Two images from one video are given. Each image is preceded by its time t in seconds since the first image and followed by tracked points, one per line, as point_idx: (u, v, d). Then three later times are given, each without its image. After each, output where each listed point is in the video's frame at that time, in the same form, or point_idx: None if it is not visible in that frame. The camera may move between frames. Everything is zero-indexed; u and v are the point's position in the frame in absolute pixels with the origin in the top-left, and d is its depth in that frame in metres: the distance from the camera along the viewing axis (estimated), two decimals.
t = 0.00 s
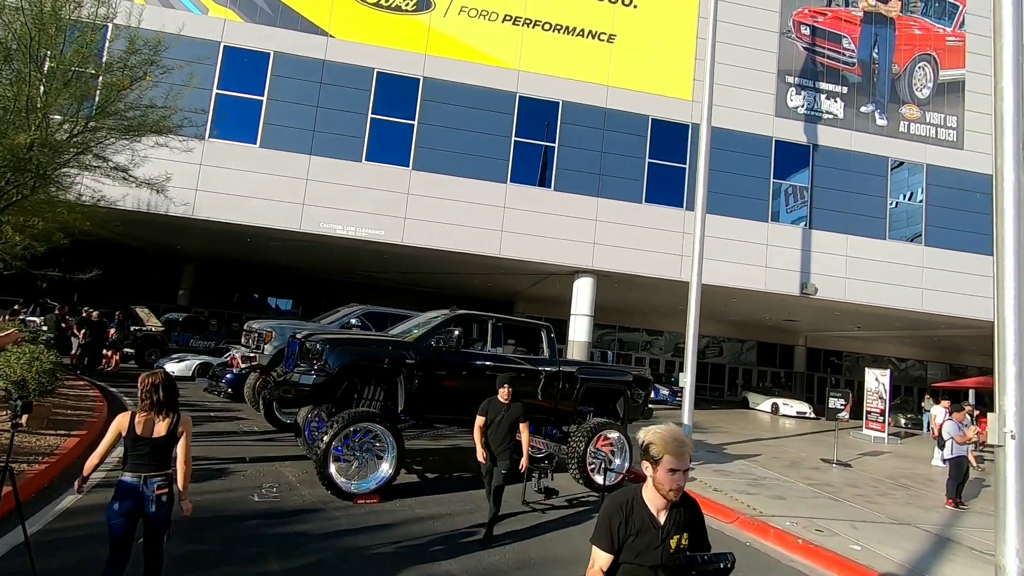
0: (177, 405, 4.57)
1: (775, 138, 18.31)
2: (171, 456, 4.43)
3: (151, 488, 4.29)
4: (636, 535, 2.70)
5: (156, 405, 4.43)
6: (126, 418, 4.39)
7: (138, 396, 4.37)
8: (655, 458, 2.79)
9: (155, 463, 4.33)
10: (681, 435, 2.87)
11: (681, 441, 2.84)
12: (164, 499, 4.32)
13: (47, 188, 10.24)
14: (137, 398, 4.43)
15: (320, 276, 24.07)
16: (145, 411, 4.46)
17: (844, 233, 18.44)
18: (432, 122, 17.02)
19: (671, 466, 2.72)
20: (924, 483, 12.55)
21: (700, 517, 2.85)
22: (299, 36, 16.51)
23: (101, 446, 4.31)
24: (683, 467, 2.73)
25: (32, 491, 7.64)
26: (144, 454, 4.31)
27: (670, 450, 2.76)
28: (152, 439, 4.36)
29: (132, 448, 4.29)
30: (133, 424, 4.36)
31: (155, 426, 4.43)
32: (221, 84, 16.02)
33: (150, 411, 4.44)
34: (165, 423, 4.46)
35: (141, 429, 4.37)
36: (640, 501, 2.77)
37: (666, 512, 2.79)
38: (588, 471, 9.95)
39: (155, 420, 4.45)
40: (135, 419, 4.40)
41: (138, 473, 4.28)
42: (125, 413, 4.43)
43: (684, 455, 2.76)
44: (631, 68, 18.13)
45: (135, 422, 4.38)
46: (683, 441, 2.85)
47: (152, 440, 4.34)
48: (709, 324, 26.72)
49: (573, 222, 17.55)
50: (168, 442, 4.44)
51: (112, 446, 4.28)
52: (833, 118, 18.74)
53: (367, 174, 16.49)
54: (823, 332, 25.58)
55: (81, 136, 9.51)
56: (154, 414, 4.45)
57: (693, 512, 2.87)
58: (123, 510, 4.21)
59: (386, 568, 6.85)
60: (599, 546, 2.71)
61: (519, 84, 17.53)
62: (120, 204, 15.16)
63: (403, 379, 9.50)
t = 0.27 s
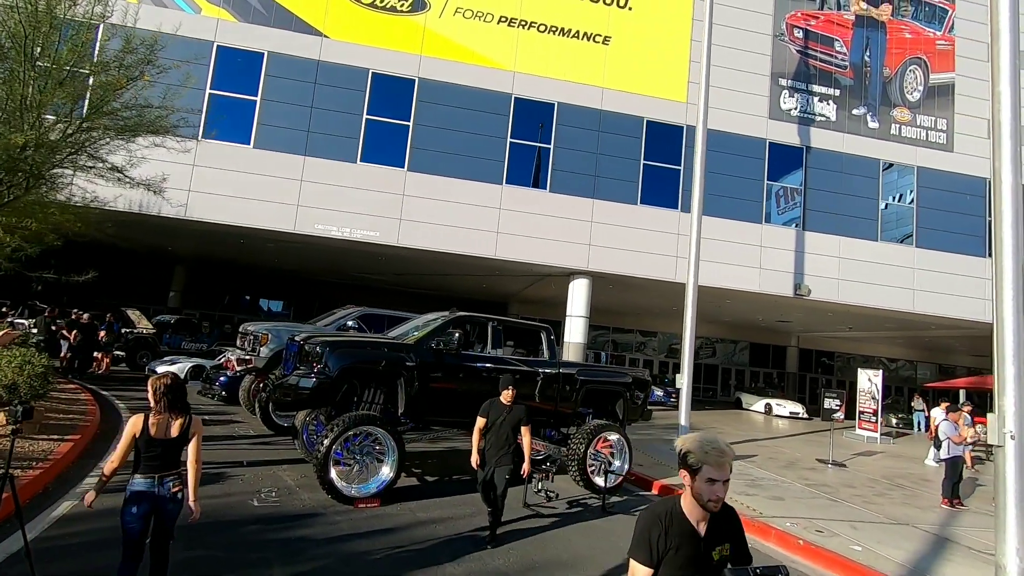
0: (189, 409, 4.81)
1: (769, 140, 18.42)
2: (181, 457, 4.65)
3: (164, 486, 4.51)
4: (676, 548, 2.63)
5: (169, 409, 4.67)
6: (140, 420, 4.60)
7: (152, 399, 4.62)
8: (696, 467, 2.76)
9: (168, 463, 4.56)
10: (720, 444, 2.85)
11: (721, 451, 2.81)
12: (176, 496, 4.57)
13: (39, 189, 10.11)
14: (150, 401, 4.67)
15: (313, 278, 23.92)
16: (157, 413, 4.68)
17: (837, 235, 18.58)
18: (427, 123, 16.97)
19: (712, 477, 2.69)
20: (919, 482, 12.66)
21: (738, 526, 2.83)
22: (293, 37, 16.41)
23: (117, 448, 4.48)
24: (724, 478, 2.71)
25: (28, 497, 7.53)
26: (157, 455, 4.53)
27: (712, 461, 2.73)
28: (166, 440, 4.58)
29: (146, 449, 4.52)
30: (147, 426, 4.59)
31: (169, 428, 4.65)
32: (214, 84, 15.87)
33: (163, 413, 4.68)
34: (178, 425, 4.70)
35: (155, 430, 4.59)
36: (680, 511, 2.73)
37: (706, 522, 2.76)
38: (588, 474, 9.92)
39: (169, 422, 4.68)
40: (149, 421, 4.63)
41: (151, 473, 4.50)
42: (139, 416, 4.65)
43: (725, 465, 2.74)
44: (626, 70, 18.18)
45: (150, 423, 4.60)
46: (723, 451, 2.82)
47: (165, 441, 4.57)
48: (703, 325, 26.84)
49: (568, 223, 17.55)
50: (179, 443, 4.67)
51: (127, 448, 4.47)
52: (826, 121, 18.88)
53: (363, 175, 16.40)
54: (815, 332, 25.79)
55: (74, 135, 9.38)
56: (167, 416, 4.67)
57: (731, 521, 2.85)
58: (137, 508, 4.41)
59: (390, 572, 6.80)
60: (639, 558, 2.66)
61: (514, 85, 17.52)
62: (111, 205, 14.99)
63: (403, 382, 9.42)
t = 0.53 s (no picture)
0: (194, 410, 4.92)
1: (762, 140, 18.51)
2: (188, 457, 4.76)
3: (173, 486, 4.61)
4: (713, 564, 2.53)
5: (178, 410, 4.76)
6: (150, 421, 4.67)
7: (161, 400, 4.67)
8: (731, 482, 2.67)
9: (178, 463, 4.67)
10: (758, 459, 2.75)
11: (760, 465, 2.71)
12: (186, 496, 4.70)
13: (33, 189, 9.95)
14: (158, 402, 4.71)
15: (306, 278, 23.79)
16: (166, 415, 4.76)
17: (830, 235, 18.71)
18: (422, 123, 16.90)
19: (748, 489, 2.60)
20: (914, 481, 12.77)
21: (783, 545, 2.70)
22: (287, 36, 16.30)
23: (130, 449, 4.51)
24: (764, 492, 2.60)
25: (24, 504, 7.41)
26: (168, 455, 4.62)
27: (750, 473, 2.63)
28: (177, 441, 4.70)
29: (158, 449, 4.58)
30: (156, 427, 4.64)
31: (179, 429, 4.76)
32: (207, 84, 15.73)
33: (173, 414, 4.76)
34: (187, 425, 4.80)
35: (168, 430, 4.68)
36: (719, 527, 2.64)
37: (747, 539, 2.64)
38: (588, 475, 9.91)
39: (178, 424, 4.78)
40: (159, 423, 4.70)
41: (160, 473, 4.58)
42: (147, 417, 4.68)
43: (766, 479, 2.64)
44: (620, 70, 18.21)
45: (162, 425, 4.69)
46: (763, 465, 2.72)
47: (177, 441, 4.67)
48: (696, 324, 26.98)
49: (564, 223, 17.55)
50: (187, 443, 4.79)
51: (141, 448, 4.53)
52: (819, 121, 19.01)
53: (357, 175, 16.32)
54: (807, 332, 26.00)
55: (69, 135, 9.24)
56: (177, 417, 4.77)
57: (774, 540, 2.72)
58: (148, 507, 4.48)
59: None
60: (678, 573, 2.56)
61: (509, 86, 17.49)
62: (103, 205, 14.80)
63: (404, 384, 9.37)
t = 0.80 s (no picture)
0: (196, 410, 4.87)
1: (757, 139, 18.56)
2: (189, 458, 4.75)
3: (177, 489, 4.61)
4: None
5: (183, 412, 4.70)
6: (155, 422, 4.60)
7: (166, 401, 4.60)
8: (771, 496, 2.61)
9: (182, 466, 4.66)
10: (797, 470, 2.67)
11: (801, 476, 2.62)
12: (189, 499, 4.72)
13: (26, 187, 9.81)
14: (161, 403, 4.62)
15: (299, 277, 23.66)
16: (171, 416, 4.69)
17: (824, 233, 18.81)
18: (417, 121, 16.82)
19: (784, 506, 2.53)
20: (910, 479, 12.87)
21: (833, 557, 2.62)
22: (281, 33, 16.17)
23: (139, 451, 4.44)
24: (802, 507, 2.52)
25: (20, 508, 7.30)
26: (173, 459, 4.61)
27: (788, 486, 2.55)
28: (183, 443, 4.68)
29: (164, 453, 4.55)
30: (161, 429, 4.59)
31: (183, 431, 4.73)
32: (200, 81, 15.57)
33: (177, 416, 4.71)
34: (190, 427, 4.77)
35: (175, 433, 4.64)
36: (762, 541, 2.61)
37: (795, 556, 2.59)
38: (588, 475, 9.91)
39: (182, 425, 4.74)
40: (163, 424, 4.64)
41: (165, 478, 4.56)
42: (150, 418, 4.61)
43: (807, 492, 2.55)
44: (616, 69, 18.20)
45: (168, 426, 4.63)
46: (804, 475, 2.63)
47: (182, 445, 4.65)
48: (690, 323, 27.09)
49: (560, 222, 17.54)
50: (189, 445, 4.77)
51: (148, 451, 4.47)
52: (813, 121, 19.09)
53: (353, 174, 16.22)
54: (800, 330, 26.17)
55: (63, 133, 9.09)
56: (182, 419, 4.72)
57: (822, 551, 2.65)
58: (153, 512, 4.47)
59: None
60: None
61: (505, 84, 17.45)
62: (94, 204, 14.62)
63: (404, 385, 9.32)
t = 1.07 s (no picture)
0: (198, 412, 4.88)
1: (753, 137, 18.61)
2: (191, 460, 4.75)
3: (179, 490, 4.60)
4: None
5: (183, 413, 4.71)
6: (156, 423, 4.60)
7: (168, 403, 4.61)
8: (813, 501, 2.54)
9: (183, 467, 4.66)
10: (847, 473, 2.53)
11: (845, 480, 2.49)
12: (189, 499, 4.70)
13: (22, 186, 9.70)
14: (163, 405, 4.63)
15: (295, 276, 23.56)
16: (172, 417, 4.69)
17: (820, 231, 18.89)
18: (414, 120, 16.76)
19: (816, 510, 2.49)
20: (907, 475, 12.97)
21: (893, 564, 2.48)
22: (277, 31, 16.06)
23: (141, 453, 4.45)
24: (835, 514, 2.44)
25: (18, 513, 7.22)
26: (175, 459, 4.60)
27: (820, 491, 2.48)
28: (183, 444, 4.67)
29: (166, 453, 4.55)
30: (162, 430, 4.60)
31: (184, 432, 4.72)
32: (195, 79, 15.44)
33: (178, 417, 4.70)
34: (192, 428, 4.78)
35: (176, 434, 4.64)
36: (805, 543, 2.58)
37: (845, 561, 2.51)
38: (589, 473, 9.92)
39: (183, 426, 4.73)
40: (164, 425, 4.64)
41: (167, 478, 4.56)
42: (152, 419, 4.62)
43: (841, 499, 2.43)
44: (613, 67, 18.20)
45: (169, 428, 4.63)
46: (848, 478, 2.49)
47: (183, 445, 4.65)
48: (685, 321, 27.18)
49: (557, 220, 17.53)
50: (191, 446, 4.76)
51: (149, 452, 4.47)
52: (808, 119, 19.16)
53: (349, 172, 16.14)
54: (795, 327, 26.31)
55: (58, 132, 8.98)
56: (183, 420, 4.72)
57: (882, 555, 2.52)
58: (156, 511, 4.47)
59: None
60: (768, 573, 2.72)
61: (502, 82, 17.41)
62: (88, 203, 14.48)
63: (405, 385, 9.28)
